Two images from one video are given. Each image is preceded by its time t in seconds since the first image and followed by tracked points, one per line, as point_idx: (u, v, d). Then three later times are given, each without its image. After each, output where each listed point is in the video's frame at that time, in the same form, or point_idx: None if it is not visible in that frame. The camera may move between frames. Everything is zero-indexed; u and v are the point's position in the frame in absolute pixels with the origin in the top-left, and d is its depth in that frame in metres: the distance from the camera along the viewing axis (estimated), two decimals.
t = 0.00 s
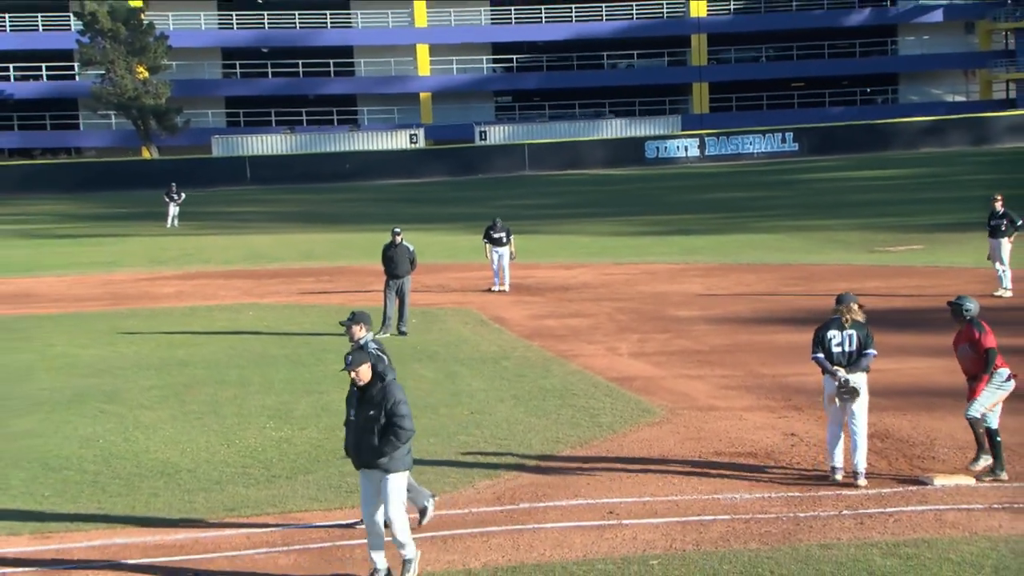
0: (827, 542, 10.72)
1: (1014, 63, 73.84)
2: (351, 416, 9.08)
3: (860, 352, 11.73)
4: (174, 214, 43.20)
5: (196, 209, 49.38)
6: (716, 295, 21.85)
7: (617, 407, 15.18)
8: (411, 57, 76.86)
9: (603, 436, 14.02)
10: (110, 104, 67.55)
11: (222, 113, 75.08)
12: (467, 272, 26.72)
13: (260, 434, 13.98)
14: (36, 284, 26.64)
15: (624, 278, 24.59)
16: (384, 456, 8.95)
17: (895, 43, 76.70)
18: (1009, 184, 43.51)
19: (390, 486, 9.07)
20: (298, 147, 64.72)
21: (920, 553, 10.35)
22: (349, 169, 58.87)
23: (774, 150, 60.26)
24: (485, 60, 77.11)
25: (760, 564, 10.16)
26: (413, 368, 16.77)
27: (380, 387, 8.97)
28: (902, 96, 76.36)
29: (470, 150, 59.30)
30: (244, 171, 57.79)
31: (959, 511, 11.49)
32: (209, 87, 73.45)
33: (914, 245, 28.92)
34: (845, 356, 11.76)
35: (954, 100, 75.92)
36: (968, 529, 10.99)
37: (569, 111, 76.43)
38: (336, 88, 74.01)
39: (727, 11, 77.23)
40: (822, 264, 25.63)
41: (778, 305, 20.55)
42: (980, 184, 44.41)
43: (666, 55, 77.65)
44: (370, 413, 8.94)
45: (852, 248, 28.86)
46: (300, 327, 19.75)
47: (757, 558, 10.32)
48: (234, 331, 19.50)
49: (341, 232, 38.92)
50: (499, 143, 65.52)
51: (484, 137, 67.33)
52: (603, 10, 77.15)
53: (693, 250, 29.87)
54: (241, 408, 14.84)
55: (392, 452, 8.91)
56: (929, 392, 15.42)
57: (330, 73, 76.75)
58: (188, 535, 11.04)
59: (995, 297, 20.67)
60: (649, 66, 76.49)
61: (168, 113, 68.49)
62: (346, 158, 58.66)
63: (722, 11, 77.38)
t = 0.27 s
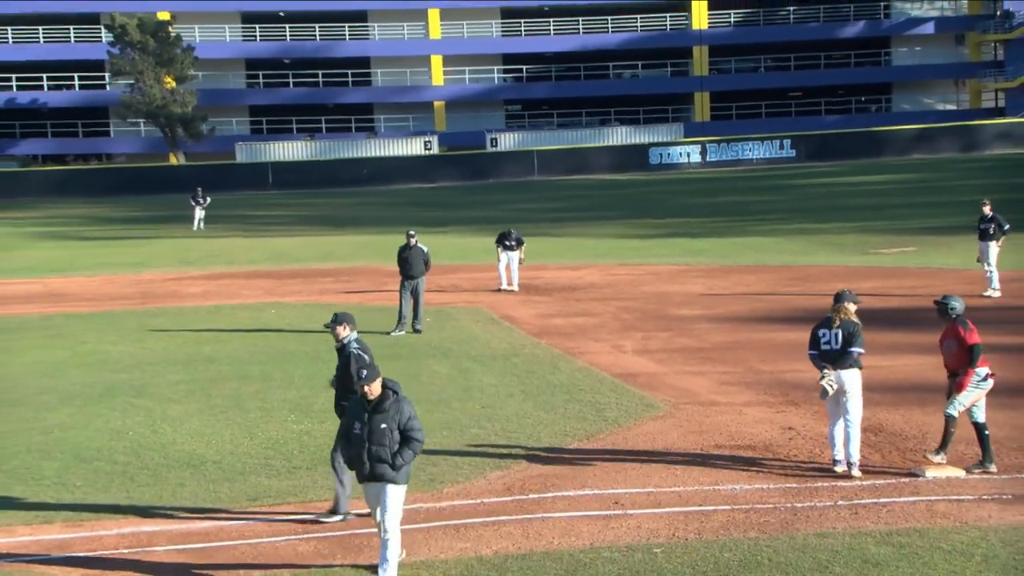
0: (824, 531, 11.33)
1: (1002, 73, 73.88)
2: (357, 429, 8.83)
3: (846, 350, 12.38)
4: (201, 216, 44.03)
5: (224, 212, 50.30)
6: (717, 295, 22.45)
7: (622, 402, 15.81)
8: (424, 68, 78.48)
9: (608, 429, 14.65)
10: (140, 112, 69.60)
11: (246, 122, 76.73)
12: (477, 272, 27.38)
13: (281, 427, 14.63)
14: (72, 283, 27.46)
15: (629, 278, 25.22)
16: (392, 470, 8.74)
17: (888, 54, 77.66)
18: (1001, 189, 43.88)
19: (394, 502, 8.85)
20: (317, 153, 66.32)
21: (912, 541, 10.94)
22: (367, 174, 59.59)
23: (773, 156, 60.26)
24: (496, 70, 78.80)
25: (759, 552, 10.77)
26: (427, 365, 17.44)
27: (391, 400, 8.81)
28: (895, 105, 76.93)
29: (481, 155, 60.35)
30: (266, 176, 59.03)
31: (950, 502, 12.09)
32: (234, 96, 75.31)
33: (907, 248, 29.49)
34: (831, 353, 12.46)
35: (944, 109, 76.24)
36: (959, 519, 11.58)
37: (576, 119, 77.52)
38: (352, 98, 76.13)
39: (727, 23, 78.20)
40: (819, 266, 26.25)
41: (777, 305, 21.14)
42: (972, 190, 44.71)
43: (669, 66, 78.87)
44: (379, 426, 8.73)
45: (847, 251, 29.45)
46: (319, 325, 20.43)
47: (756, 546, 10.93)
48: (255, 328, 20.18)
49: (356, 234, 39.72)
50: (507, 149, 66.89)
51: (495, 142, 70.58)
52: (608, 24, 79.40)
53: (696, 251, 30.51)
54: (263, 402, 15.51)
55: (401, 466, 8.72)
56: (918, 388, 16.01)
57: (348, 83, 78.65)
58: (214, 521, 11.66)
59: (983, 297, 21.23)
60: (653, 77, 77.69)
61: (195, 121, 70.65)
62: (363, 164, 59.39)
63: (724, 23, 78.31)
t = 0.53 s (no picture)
0: (828, 521, 11.93)
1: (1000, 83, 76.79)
2: (368, 424, 9.08)
3: (844, 346, 13.07)
4: (233, 219, 44.96)
5: (257, 216, 51.22)
6: (727, 295, 23.09)
7: (636, 398, 16.44)
8: (447, 78, 79.93)
9: (622, 423, 15.28)
10: (177, 121, 70.89)
11: (278, 130, 78.88)
12: (493, 273, 28.08)
13: (310, 420, 15.32)
14: (108, 283, 28.33)
15: (642, 279, 25.87)
16: (400, 467, 8.95)
17: (892, 65, 79.40)
18: (999, 194, 44.46)
19: (401, 499, 9.06)
20: (346, 160, 67.92)
21: (913, 531, 11.53)
22: (393, 179, 60.68)
23: (780, 162, 61.50)
24: (515, 78, 80.71)
25: (766, 541, 11.38)
26: (448, 361, 18.12)
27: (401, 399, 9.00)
28: (898, 114, 78.74)
29: (500, 162, 61.22)
30: (297, 180, 59.89)
31: (951, 494, 12.68)
32: (266, 105, 77.12)
33: (910, 251, 30.07)
34: (829, 350, 13.19)
35: (945, 118, 78.51)
36: (958, 511, 12.17)
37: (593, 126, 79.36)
38: (378, 106, 77.72)
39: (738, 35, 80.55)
40: (825, 267, 26.84)
41: (785, 305, 21.74)
42: (972, 194, 45.15)
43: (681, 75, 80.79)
44: (389, 424, 8.94)
45: (852, 253, 30.05)
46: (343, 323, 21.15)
47: (764, 536, 11.54)
48: (282, 326, 20.91)
49: (377, 237, 40.57)
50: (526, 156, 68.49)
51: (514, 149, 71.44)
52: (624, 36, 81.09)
53: (706, 253, 31.14)
54: (293, 397, 16.20)
55: (407, 464, 8.92)
56: (921, 385, 16.59)
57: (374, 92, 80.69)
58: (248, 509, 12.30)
59: (983, 297, 21.78)
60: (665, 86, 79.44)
61: (229, 129, 71.48)
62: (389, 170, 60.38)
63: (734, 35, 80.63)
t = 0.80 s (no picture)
0: (836, 514, 12.48)
1: (1003, 92, 77.95)
2: (372, 435, 9.21)
3: (845, 344, 13.68)
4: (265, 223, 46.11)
5: (286, 219, 52.99)
6: (739, 295, 23.65)
7: (649, 393, 17.05)
8: (468, 86, 84.69)
9: (636, 418, 15.90)
10: (210, 128, 75.94)
11: (306, 137, 82.96)
12: (511, 274, 28.78)
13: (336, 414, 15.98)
14: (143, 284, 29.32)
15: (655, 279, 26.50)
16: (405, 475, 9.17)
17: (897, 74, 81.63)
18: (997, 198, 45.05)
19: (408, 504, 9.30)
20: (369, 165, 71.55)
21: (916, 523, 12.06)
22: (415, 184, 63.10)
23: (789, 167, 62.17)
24: (533, 88, 84.83)
25: (775, 532, 11.93)
26: (468, 358, 18.78)
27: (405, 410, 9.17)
28: (902, 121, 81.59)
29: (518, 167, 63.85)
30: (323, 185, 62.99)
31: (953, 487, 13.23)
32: (296, 112, 81.55)
33: (915, 252, 30.61)
34: (832, 347, 13.82)
35: (948, 125, 81.34)
36: (961, 503, 12.70)
37: (607, 132, 83.16)
38: (400, 113, 81.63)
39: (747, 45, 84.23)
40: (833, 269, 27.38)
41: (794, 305, 22.31)
42: (973, 198, 45.66)
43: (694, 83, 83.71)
44: (395, 435, 9.11)
45: (858, 255, 30.60)
46: (367, 322, 21.87)
47: (773, 527, 12.08)
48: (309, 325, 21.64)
49: (397, 238, 41.50)
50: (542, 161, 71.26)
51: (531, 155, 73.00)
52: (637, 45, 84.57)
53: (718, 255, 31.78)
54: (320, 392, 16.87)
55: (412, 472, 9.11)
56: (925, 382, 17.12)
57: (398, 99, 84.81)
58: (278, 498, 12.90)
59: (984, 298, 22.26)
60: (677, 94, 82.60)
61: (260, 135, 77.30)
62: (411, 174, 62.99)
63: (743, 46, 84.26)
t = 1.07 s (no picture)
0: (840, 505, 13.07)
1: (1003, 100, 83.32)
2: (377, 434, 9.24)
3: (850, 341, 14.36)
4: (293, 225, 47.36)
5: (314, 221, 54.81)
6: (748, 295, 24.31)
7: (661, 389, 17.74)
8: (488, 96, 89.34)
9: (648, 412, 16.58)
10: (243, 135, 79.92)
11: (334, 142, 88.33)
12: (526, 275, 29.54)
13: (363, 407, 16.75)
14: (176, 284, 30.39)
15: (667, 280, 27.22)
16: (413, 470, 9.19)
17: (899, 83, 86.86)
18: (997, 203, 45.84)
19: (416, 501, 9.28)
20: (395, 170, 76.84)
21: (918, 514, 12.59)
22: (437, 188, 68.40)
23: (795, 173, 67.75)
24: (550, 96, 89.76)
25: (781, 521, 12.52)
26: (487, 355, 19.55)
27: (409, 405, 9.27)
28: (905, 128, 86.49)
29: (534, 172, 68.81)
30: (350, 189, 68.16)
31: (953, 480, 13.81)
32: (324, 120, 86.39)
33: (917, 254, 31.28)
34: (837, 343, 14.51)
35: (950, 132, 85.97)
36: (961, 495, 13.26)
37: (620, 139, 88.33)
38: (423, 122, 86.77)
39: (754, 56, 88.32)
40: (838, 270, 28.04)
41: (800, 304, 22.94)
42: (974, 202, 46.46)
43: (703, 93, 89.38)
44: (401, 430, 9.19)
45: (863, 256, 31.28)
46: (389, 321, 22.66)
47: (779, 517, 12.67)
48: (334, 323, 22.44)
49: (416, 240, 42.54)
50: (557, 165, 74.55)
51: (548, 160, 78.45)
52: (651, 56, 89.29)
53: (727, 256, 32.51)
54: (346, 387, 17.64)
55: (421, 468, 9.13)
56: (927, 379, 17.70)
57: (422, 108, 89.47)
58: (305, 487, 13.51)
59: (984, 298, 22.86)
60: (688, 103, 87.92)
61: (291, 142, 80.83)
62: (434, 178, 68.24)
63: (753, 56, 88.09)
